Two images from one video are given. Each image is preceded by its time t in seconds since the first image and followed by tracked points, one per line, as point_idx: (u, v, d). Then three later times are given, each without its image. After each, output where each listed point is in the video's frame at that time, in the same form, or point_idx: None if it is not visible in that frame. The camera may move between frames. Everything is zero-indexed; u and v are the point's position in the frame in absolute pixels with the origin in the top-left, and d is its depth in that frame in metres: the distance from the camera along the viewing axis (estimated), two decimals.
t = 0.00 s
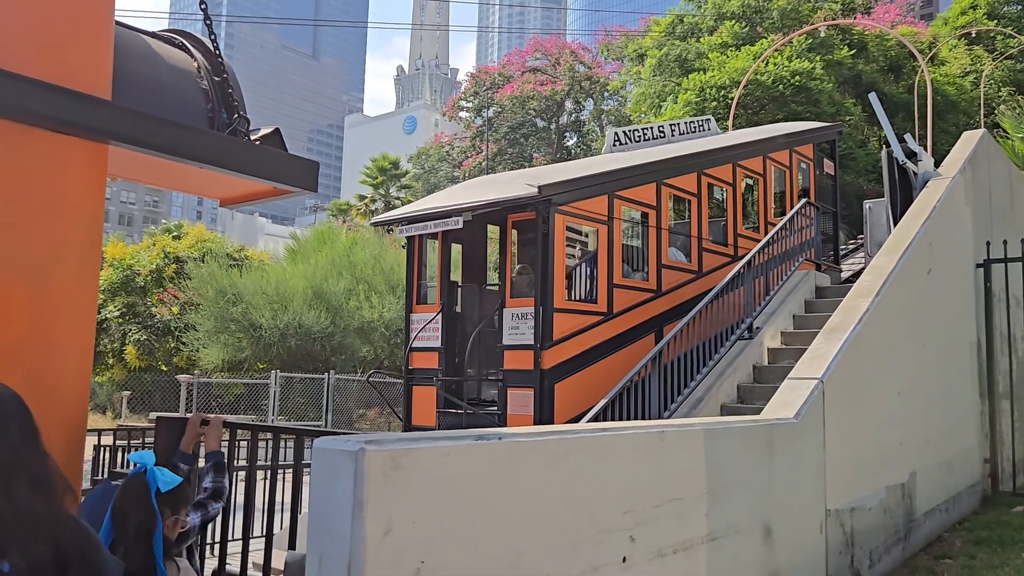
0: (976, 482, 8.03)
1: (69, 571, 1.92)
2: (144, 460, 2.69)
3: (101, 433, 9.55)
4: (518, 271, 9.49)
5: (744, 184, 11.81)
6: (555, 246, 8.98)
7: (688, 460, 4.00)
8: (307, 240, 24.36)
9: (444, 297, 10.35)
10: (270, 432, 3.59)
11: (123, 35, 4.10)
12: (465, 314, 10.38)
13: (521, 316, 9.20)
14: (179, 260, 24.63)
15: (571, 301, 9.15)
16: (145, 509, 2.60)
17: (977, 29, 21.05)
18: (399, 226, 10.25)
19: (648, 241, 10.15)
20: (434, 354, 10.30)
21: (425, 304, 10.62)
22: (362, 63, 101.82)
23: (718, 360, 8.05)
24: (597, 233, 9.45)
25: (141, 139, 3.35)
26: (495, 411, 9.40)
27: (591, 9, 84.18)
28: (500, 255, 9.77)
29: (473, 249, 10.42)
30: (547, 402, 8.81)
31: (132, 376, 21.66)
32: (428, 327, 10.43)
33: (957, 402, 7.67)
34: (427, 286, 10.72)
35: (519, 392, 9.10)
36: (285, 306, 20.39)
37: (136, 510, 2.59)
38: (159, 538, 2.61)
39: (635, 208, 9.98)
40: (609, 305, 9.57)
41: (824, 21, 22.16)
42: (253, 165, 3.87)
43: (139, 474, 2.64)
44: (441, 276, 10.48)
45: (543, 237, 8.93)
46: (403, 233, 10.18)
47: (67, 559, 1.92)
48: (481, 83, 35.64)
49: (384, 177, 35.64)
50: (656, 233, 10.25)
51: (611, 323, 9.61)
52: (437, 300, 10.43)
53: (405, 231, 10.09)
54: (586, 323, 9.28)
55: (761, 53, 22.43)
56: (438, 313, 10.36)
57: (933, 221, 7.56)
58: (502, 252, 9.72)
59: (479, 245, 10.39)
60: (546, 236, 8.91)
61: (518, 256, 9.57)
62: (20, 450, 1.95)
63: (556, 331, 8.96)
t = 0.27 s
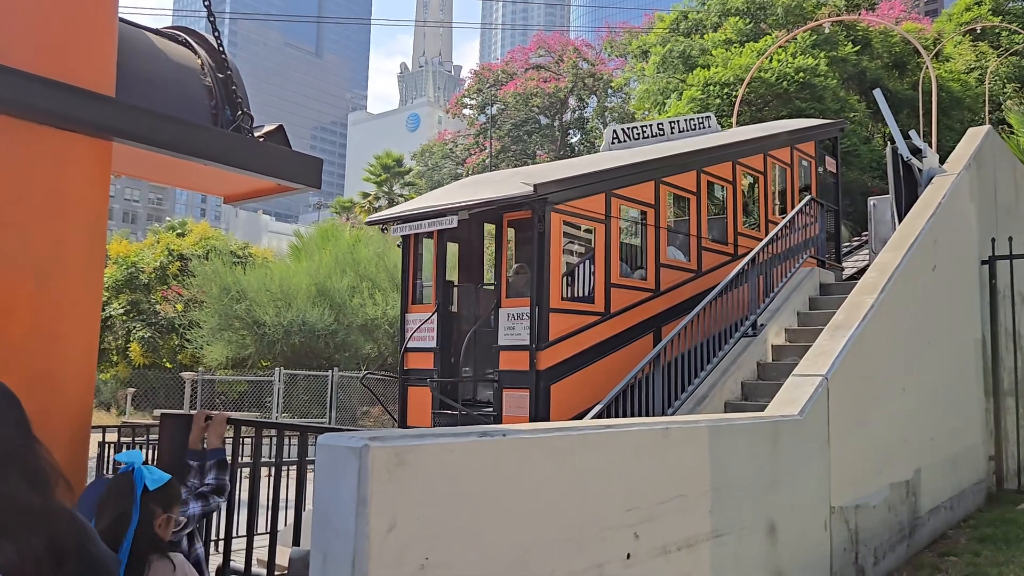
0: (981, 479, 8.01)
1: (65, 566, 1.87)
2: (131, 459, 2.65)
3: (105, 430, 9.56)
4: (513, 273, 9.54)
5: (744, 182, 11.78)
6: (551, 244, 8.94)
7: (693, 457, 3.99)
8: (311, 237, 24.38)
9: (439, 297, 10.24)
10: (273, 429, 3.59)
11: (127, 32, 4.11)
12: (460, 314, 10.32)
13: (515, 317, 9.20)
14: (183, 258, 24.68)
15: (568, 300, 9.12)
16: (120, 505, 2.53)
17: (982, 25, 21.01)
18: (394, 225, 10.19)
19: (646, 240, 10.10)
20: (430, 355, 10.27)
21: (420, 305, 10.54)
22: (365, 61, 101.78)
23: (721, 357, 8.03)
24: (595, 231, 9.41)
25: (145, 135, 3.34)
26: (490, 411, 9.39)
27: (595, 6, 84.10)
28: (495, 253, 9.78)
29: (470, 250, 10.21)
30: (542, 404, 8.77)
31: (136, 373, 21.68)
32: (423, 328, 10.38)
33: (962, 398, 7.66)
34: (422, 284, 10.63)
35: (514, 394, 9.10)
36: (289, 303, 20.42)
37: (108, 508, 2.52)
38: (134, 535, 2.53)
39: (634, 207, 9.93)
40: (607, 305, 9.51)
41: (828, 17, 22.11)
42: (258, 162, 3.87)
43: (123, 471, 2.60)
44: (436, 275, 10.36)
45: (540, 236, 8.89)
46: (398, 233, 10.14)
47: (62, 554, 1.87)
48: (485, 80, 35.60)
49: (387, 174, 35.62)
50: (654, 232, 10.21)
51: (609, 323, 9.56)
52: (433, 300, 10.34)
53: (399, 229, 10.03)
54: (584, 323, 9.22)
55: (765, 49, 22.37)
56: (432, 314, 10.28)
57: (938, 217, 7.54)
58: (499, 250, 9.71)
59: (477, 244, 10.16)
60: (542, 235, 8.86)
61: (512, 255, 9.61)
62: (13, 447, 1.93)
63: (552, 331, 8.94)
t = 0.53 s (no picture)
0: (984, 477, 8.00)
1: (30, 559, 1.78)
2: (127, 458, 2.66)
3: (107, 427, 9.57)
4: (507, 273, 9.50)
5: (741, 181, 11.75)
6: (546, 244, 8.87)
7: (695, 454, 3.99)
8: (313, 235, 24.40)
9: (432, 297, 10.19)
10: (275, 427, 3.59)
11: (129, 29, 4.10)
12: (454, 315, 10.26)
13: (509, 319, 9.17)
14: (185, 255, 24.69)
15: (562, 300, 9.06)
16: (119, 507, 2.55)
17: (984, 22, 20.97)
18: (386, 225, 10.14)
19: (643, 239, 10.06)
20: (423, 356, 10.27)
21: (414, 305, 10.62)
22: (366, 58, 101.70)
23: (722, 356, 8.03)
24: (591, 231, 9.35)
25: (147, 133, 3.35)
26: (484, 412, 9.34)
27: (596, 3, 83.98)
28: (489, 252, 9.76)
29: (464, 250, 10.19)
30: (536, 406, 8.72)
31: (138, 371, 21.70)
32: (416, 329, 10.38)
33: (965, 396, 7.65)
34: (416, 285, 10.67)
35: (507, 396, 9.04)
36: (291, 301, 20.43)
37: (107, 509, 2.54)
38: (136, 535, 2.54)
39: (629, 206, 9.88)
40: (602, 306, 9.46)
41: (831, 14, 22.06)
42: (261, 159, 3.87)
43: (121, 472, 2.60)
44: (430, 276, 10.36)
45: (533, 235, 8.82)
46: (390, 233, 10.11)
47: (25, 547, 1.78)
48: (486, 78, 35.56)
49: (389, 172, 35.60)
50: (650, 232, 10.15)
51: (603, 324, 9.48)
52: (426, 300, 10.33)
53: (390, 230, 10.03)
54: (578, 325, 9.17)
55: (767, 47, 22.34)
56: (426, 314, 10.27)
57: (940, 215, 7.53)
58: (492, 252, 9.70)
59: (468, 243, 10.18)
60: (536, 234, 8.79)
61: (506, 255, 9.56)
62: None
63: (546, 332, 8.86)
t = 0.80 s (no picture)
0: (985, 475, 8.00)
1: None
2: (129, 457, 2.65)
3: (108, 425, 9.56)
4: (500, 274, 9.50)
5: (739, 179, 11.74)
6: (538, 244, 8.86)
7: (696, 451, 3.99)
8: (314, 233, 24.40)
9: (425, 298, 10.26)
10: (277, 424, 3.60)
11: (130, 27, 4.10)
12: (446, 315, 10.27)
13: (501, 319, 9.16)
14: (185, 253, 24.69)
15: (555, 301, 9.05)
16: (124, 509, 2.54)
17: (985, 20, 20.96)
18: (377, 225, 10.10)
19: (638, 239, 10.04)
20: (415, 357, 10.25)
21: (405, 305, 10.58)
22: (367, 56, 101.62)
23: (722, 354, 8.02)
24: (585, 230, 9.34)
25: (148, 131, 3.35)
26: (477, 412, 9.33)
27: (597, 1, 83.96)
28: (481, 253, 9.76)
29: (457, 249, 10.23)
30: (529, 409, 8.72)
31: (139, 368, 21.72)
32: (409, 329, 10.36)
33: (965, 394, 7.65)
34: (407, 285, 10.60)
35: (499, 398, 9.03)
36: (292, 299, 20.45)
37: (113, 511, 2.53)
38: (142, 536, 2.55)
39: (624, 206, 9.86)
40: (596, 306, 9.44)
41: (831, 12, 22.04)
42: (263, 157, 3.88)
43: (124, 472, 2.59)
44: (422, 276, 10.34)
45: (525, 236, 8.80)
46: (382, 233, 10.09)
47: None
48: (487, 75, 35.52)
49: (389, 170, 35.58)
50: (645, 232, 10.13)
51: (595, 326, 9.44)
52: (419, 301, 10.33)
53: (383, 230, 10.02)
54: (572, 326, 9.16)
55: (768, 44, 22.32)
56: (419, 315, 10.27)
57: (942, 213, 7.52)
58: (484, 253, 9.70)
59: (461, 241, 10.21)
60: (528, 235, 8.77)
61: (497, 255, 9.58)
62: None
63: (539, 333, 8.85)
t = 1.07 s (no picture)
0: (985, 473, 8.00)
1: None
2: (133, 455, 2.65)
3: (108, 424, 9.56)
4: (492, 274, 9.52)
5: (736, 178, 11.74)
6: (530, 244, 8.85)
7: (696, 450, 3.99)
8: (314, 232, 24.39)
9: (416, 300, 10.18)
10: (277, 423, 3.60)
11: (130, 25, 4.09)
12: (437, 317, 10.24)
13: (492, 321, 9.25)
14: (186, 252, 24.68)
15: (548, 303, 9.05)
16: (128, 507, 2.54)
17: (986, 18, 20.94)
18: (370, 225, 10.08)
19: (633, 239, 10.03)
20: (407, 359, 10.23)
21: (397, 307, 10.54)
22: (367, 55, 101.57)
23: (722, 353, 8.01)
24: (579, 231, 9.33)
25: (149, 129, 3.36)
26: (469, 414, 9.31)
27: None
28: (473, 254, 9.75)
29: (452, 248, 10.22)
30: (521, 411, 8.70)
31: (140, 367, 21.71)
32: (400, 331, 10.33)
33: (966, 393, 7.64)
34: (399, 286, 10.58)
35: (491, 400, 9.04)
36: (292, 298, 20.45)
37: (118, 509, 2.52)
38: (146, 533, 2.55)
39: (619, 206, 9.84)
40: (590, 308, 9.43)
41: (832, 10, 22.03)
42: (264, 155, 3.88)
43: (128, 470, 2.59)
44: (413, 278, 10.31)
45: (518, 236, 8.78)
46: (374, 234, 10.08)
47: None
48: (487, 74, 35.49)
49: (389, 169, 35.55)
50: (641, 232, 10.13)
51: (588, 328, 9.43)
52: (410, 303, 10.30)
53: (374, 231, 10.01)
54: (565, 326, 9.16)
55: (769, 43, 22.30)
56: (410, 316, 10.23)
57: (942, 211, 7.52)
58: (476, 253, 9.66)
59: (456, 241, 10.20)
60: (520, 235, 8.75)
61: (490, 254, 9.55)
62: None
63: (531, 336, 8.85)
